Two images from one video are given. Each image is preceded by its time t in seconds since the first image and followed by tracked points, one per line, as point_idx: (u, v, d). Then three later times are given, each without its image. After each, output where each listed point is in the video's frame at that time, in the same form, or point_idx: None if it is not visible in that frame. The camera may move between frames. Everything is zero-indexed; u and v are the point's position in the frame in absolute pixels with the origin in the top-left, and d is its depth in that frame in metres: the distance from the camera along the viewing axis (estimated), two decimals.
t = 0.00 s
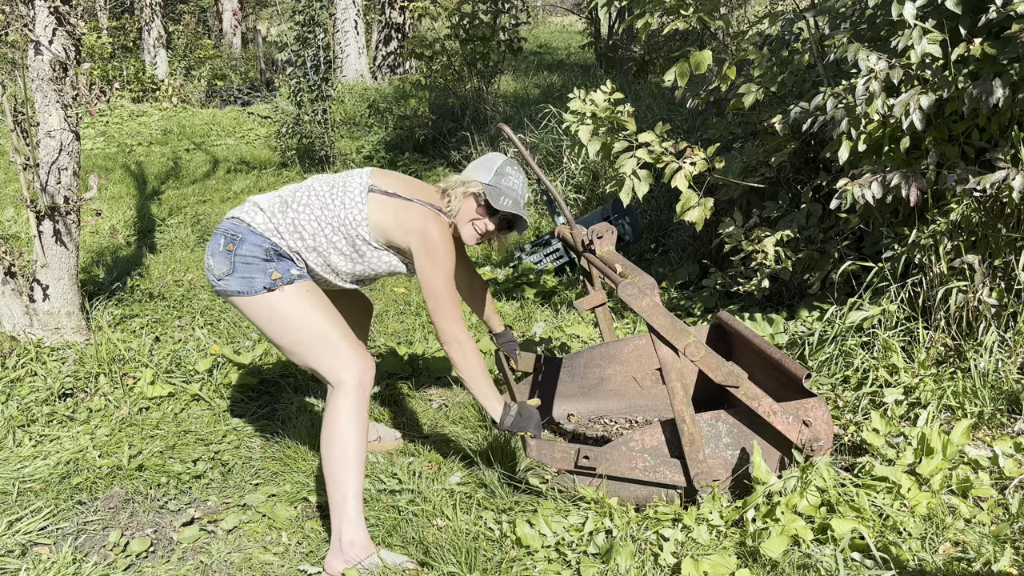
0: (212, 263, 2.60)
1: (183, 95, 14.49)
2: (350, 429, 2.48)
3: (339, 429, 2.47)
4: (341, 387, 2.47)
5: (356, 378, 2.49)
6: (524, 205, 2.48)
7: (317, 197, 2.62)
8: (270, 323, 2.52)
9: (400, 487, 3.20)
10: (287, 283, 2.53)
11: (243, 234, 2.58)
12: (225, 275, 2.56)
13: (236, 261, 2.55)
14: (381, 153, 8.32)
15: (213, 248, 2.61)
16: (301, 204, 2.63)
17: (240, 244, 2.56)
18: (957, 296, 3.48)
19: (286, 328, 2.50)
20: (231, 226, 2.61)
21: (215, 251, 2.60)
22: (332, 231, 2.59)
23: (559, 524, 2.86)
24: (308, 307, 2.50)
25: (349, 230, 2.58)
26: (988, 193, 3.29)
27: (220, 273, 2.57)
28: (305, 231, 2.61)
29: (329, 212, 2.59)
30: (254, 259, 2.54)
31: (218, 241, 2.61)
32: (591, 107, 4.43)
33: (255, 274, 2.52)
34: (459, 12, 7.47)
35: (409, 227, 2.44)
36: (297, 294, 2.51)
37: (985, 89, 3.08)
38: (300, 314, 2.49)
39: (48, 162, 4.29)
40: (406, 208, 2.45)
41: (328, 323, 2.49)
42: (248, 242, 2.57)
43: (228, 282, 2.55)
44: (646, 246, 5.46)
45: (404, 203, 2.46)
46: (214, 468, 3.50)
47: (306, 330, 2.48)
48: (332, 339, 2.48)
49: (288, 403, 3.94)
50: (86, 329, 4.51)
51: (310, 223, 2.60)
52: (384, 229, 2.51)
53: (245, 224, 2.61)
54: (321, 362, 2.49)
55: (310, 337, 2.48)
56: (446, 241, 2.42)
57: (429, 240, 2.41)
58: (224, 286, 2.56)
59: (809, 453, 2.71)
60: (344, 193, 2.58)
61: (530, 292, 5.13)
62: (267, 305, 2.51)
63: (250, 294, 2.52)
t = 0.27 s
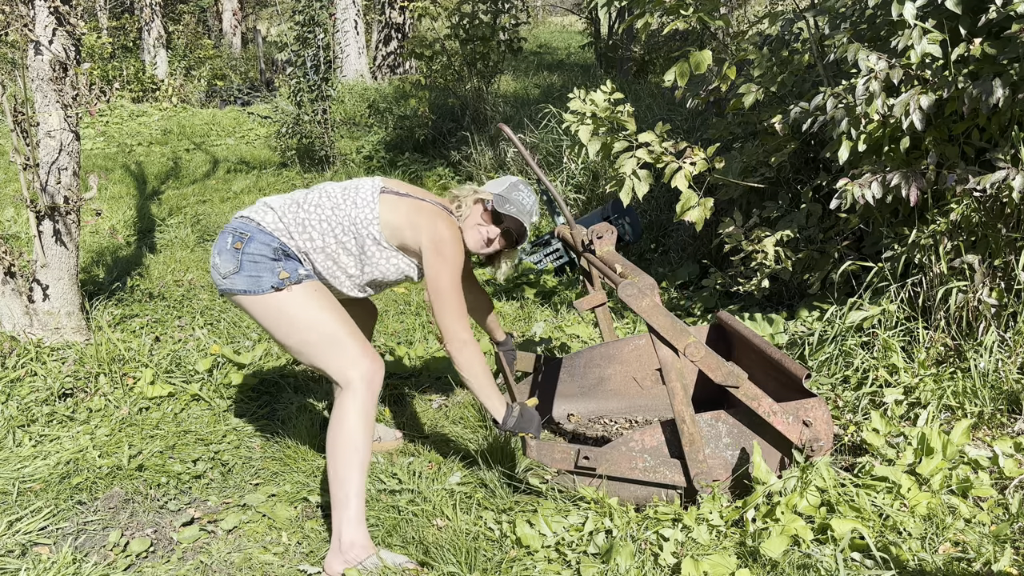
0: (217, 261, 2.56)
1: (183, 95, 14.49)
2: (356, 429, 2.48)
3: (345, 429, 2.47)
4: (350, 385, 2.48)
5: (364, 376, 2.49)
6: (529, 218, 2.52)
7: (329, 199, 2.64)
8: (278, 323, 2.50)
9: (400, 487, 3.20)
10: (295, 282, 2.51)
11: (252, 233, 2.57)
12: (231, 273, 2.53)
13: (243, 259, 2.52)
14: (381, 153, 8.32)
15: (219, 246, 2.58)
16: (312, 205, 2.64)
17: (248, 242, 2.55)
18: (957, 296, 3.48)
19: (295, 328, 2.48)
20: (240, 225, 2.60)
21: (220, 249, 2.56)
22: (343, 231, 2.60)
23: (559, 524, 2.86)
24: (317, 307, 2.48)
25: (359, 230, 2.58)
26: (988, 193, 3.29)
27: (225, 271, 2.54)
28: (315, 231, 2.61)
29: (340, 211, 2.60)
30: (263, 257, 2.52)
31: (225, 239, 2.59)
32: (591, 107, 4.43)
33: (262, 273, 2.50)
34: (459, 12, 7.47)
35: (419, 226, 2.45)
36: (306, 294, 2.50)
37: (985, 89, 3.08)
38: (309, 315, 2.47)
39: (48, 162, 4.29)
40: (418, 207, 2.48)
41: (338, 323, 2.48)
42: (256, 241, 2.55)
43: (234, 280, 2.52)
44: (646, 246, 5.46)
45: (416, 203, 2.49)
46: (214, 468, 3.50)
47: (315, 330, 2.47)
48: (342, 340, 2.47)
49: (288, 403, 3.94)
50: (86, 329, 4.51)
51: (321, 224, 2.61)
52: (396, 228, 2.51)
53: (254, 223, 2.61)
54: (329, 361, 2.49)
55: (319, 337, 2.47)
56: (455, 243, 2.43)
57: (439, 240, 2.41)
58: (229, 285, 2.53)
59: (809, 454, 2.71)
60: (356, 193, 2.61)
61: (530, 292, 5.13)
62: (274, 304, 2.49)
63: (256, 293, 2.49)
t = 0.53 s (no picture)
0: (220, 265, 2.57)
1: (183, 95, 14.49)
2: (363, 432, 2.47)
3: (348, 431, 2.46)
4: (358, 387, 2.47)
5: (373, 378, 2.47)
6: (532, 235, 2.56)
7: (332, 200, 2.63)
8: (282, 326, 2.51)
9: (400, 487, 3.21)
10: (298, 285, 2.52)
11: (255, 237, 2.57)
12: (234, 278, 2.54)
13: (246, 264, 2.53)
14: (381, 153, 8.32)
15: (221, 250, 2.59)
16: (315, 207, 2.63)
17: (251, 247, 2.55)
18: (957, 296, 3.48)
19: (299, 331, 2.49)
20: (242, 229, 2.60)
21: (224, 254, 2.57)
22: (346, 234, 2.60)
23: (559, 524, 2.86)
24: (322, 310, 2.49)
25: (363, 233, 2.58)
26: (988, 193, 3.29)
27: (229, 275, 2.55)
28: (318, 234, 2.61)
29: (343, 214, 2.59)
30: (266, 261, 2.53)
31: (228, 243, 2.59)
32: (591, 107, 4.43)
33: (266, 277, 2.50)
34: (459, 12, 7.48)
35: (420, 232, 2.44)
36: (310, 297, 2.50)
37: (985, 89, 3.08)
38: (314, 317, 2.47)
39: (48, 162, 4.29)
40: (419, 214, 2.48)
41: (344, 326, 2.48)
42: (259, 245, 2.56)
43: (237, 284, 2.53)
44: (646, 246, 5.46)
45: (418, 208, 2.50)
46: (214, 468, 3.50)
47: (319, 332, 2.47)
48: (347, 343, 2.47)
49: (288, 404, 3.94)
50: (86, 329, 4.51)
51: (324, 227, 2.61)
52: (397, 232, 2.51)
53: (257, 227, 2.61)
54: (334, 362, 2.49)
55: (324, 339, 2.47)
56: (454, 251, 2.42)
57: (438, 247, 2.41)
58: (233, 289, 2.54)
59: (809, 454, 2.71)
60: (360, 195, 2.59)
61: (530, 292, 5.13)
62: (278, 307, 2.49)
63: (260, 297, 2.50)
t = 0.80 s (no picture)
0: (216, 280, 2.57)
1: (183, 95, 14.49)
2: (370, 436, 2.47)
3: (353, 435, 2.47)
4: (366, 389, 2.47)
5: (381, 381, 2.48)
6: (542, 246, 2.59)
7: (326, 208, 2.56)
8: (282, 335, 2.53)
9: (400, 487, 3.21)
10: (295, 296, 2.52)
11: (247, 250, 2.53)
12: (231, 293, 2.54)
13: (241, 278, 2.52)
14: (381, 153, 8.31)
15: (216, 265, 2.57)
16: (308, 215, 2.57)
17: (244, 261, 2.52)
18: (957, 296, 3.48)
19: (300, 338, 2.51)
20: (235, 241, 2.56)
21: (218, 268, 2.56)
22: (341, 243, 2.54)
23: (559, 524, 2.85)
24: (324, 316, 2.49)
25: (359, 241, 2.52)
26: (988, 193, 3.29)
27: (225, 290, 2.55)
28: (312, 244, 2.55)
29: (337, 223, 2.53)
30: (259, 274, 2.51)
31: (222, 256, 2.57)
32: (591, 107, 4.43)
33: (260, 290, 2.51)
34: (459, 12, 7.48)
35: (417, 241, 2.41)
36: (308, 305, 2.50)
37: (985, 89, 3.08)
38: (315, 324, 2.48)
39: (48, 162, 4.29)
40: (416, 222, 2.43)
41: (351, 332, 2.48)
42: (252, 258, 2.52)
43: (234, 299, 2.54)
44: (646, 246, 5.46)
45: (416, 216, 2.45)
46: (214, 467, 3.50)
47: (325, 335, 2.48)
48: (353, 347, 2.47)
49: (288, 404, 3.93)
50: (86, 329, 4.51)
51: (317, 236, 2.55)
52: (393, 240, 2.46)
53: (249, 238, 2.57)
54: (341, 364, 2.50)
55: (330, 343, 2.48)
56: (454, 262, 2.39)
57: (436, 258, 2.38)
58: (230, 303, 2.55)
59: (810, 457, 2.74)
60: (355, 202, 2.52)
61: (530, 292, 5.13)
62: (277, 319, 2.51)
63: (256, 311, 2.51)
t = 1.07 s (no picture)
0: (217, 282, 2.59)
1: (183, 95, 14.49)
2: (371, 437, 2.47)
3: (354, 435, 2.46)
4: (368, 390, 2.47)
5: (384, 380, 2.47)
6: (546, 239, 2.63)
7: (326, 211, 2.56)
8: (285, 336, 2.54)
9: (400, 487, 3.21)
10: (295, 298, 2.52)
11: (247, 253, 2.54)
12: (232, 295, 2.56)
13: (241, 281, 2.53)
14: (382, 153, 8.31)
15: (217, 267, 2.59)
16: (308, 218, 2.57)
17: (244, 264, 2.53)
18: (957, 296, 3.48)
19: (303, 340, 2.52)
20: (235, 244, 2.57)
21: (219, 271, 2.58)
22: (342, 246, 2.54)
23: (559, 524, 2.85)
24: (325, 319, 2.49)
25: (359, 245, 2.52)
26: (988, 193, 3.29)
27: (227, 292, 2.57)
28: (312, 247, 2.55)
29: (337, 226, 2.53)
30: (260, 278, 2.52)
31: (223, 258, 2.58)
32: (591, 107, 4.44)
33: (262, 294, 2.51)
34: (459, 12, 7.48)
35: (423, 247, 2.41)
36: (310, 307, 2.50)
37: (985, 89, 3.08)
38: (315, 327, 2.48)
39: (48, 162, 4.29)
40: (420, 227, 2.43)
41: (354, 332, 2.47)
42: (252, 261, 2.53)
43: (236, 301, 2.56)
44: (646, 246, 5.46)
45: (418, 220, 2.44)
46: (214, 467, 3.50)
47: (327, 335, 2.48)
48: (354, 348, 2.47)
49: (288, 404, 3.93)
50: (86, 329, 4.51)
51: (317, 239, 2.55)
52: (396, 245, 2.46)
53: (250, 241, 2.57)
54: (345, 365, 2.49)
55: (332, 344, 2.48)
56: (460, 267, 2.40)
57: (443, 264, 2.39)
58: (232, 306, 2.57)
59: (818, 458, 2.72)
60: (355, 206, 2.52)
61: (530, 292, 5.13)
62: (279, 322, 2.52)
63: (259, 313, 2.53)
